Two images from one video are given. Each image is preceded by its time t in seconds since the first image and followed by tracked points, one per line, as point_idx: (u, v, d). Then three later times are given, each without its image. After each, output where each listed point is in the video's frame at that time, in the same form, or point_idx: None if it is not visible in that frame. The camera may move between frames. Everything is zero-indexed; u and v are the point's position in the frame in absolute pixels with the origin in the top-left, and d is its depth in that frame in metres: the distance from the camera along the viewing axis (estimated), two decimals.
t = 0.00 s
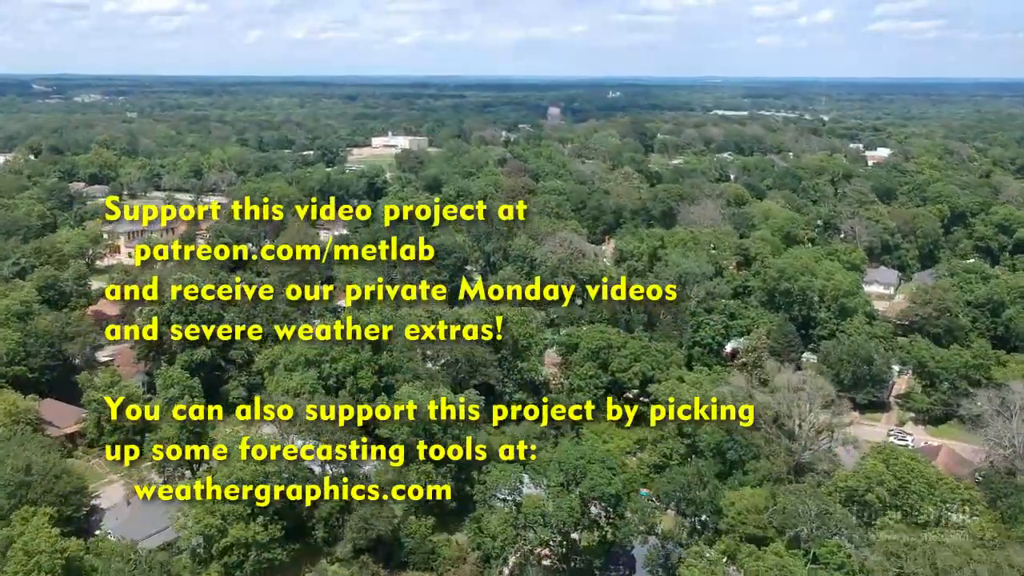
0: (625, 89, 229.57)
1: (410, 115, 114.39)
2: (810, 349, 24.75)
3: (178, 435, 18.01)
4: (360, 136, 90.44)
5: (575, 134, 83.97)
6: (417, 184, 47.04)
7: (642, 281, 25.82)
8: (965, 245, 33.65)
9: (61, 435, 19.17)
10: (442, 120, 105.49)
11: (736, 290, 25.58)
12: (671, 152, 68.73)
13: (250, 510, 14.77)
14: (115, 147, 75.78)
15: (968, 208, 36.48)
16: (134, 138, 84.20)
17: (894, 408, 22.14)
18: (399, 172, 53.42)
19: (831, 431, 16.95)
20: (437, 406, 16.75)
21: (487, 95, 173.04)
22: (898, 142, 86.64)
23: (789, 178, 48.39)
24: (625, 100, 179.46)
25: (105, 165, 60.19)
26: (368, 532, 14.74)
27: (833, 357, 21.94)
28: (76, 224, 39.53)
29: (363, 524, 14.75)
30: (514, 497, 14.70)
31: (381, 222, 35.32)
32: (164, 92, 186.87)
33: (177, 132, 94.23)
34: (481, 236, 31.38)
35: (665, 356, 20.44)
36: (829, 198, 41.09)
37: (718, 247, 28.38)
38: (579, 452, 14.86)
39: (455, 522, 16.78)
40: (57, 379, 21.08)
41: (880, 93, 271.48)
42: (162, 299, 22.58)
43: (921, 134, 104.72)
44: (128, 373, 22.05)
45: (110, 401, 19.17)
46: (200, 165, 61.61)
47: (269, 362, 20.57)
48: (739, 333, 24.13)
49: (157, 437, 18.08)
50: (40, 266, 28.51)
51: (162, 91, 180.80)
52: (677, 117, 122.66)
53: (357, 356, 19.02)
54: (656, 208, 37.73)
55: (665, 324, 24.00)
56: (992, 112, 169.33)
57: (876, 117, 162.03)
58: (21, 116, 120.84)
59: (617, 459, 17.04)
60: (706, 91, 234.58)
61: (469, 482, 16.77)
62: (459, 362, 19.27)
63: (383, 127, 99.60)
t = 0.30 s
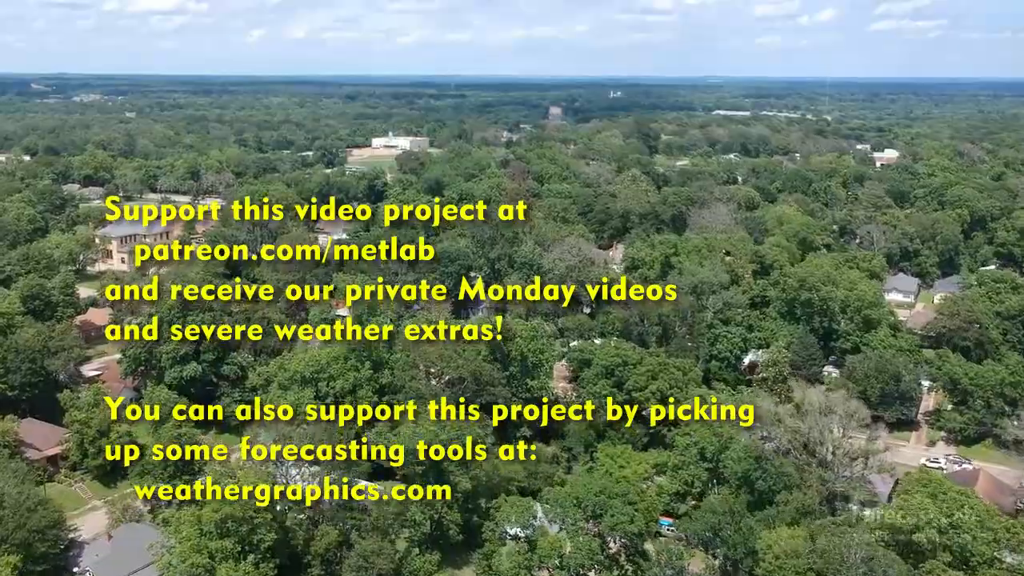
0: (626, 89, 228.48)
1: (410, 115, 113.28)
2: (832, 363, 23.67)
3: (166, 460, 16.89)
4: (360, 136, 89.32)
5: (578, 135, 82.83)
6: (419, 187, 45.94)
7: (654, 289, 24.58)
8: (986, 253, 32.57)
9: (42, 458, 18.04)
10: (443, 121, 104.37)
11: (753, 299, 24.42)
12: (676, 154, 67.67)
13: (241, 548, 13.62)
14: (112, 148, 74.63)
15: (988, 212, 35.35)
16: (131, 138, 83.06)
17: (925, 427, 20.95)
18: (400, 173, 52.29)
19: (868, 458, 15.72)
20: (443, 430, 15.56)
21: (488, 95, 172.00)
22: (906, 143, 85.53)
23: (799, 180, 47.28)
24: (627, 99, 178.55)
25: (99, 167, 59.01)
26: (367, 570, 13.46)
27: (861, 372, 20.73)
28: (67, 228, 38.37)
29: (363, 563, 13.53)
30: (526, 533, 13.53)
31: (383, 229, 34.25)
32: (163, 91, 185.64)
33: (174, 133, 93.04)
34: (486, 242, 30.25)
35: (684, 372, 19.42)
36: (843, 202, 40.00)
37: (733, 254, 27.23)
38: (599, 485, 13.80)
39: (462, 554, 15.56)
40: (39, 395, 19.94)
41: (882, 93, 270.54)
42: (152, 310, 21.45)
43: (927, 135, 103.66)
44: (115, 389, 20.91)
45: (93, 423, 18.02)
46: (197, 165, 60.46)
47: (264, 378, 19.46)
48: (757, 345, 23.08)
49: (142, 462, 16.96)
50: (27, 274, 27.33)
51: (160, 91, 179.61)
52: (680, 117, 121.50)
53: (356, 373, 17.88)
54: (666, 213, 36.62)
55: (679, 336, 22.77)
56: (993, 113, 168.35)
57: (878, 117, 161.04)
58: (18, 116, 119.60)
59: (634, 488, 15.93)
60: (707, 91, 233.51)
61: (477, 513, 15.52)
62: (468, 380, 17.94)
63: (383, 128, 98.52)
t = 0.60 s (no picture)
0: (628, 89, 227.25)
1: (410, 116, 112.07)
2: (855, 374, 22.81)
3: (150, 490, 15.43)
4: (360, 137, 88.11)
5: (581, 136, 81.64)
6: (420, 189, 44.78)
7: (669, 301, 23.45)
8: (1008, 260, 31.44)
9: (20, 484, 16.92)
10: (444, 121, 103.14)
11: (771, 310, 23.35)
12: (682, 155, 66.48)
13: None
14: (108, 150, 73.32)
15: (1009, 218, 34.21)
16: (128, 139, 81.90)
17: (957, 448, 19.84)
18: (401, 175, 51.11)
19: (910, 490, 14.56)
20: (453, 457, 14.22)
21: (488, 95, 170.82)
22: (914, 144, 84.36)
23: (810, 182, 46.11)
24: (628, 99, 177.45)
25: (94, 169, 57.75)
26: None
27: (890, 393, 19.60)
28: (58, 234, 37.17)
29: None
30: None
31: (384, 235, 33.11)
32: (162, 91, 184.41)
33: (172, 134, 91.70)
34: (490, 249, 29.08)
35: (706, 390, 17.96)
36: (857, 207, 38.88)
37: (749, 262, 26.11)
38: (622, 526, 13.70)
39: None
40: (16, 415, 18.81)
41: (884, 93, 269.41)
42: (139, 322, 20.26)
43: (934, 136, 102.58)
44: (98, 409, 19.69)
45: (70, 451, 16.93)
46: (193, 166, 59.23)
47: (257, 398, 18.28)
48: (780, 359, 21.86)
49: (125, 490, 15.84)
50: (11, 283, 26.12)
51: (159, 91, 178.36)
52: (684, 117, 120.21)
53: (356, 395, 16.83)
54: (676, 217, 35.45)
55: (697, 352, 21.65)
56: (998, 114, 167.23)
57: (881, 117, 159.92)
58: (14, 116, 118.31)
59: (654, 521, 14.76)
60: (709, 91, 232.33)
61: (485, 548, 14.35)
62: (475, 399, 16.77)
63: (383, 128, 97.29)
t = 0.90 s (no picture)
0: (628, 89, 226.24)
1: (410, 117, 110.84)
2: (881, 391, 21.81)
3: (132, 527, 14.03)
4: (359, 137, 86.88)
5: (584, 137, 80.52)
6: (422, 193, 43.59)
7: (685, 313, 22.23)
8: None
9: None
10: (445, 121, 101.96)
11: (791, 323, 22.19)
12: (686, 158, 65.36)
13: None
14: (103, 151, 72.03)
15: None
16: (125, 141, 80.79)
17: (993, 472, 18.67)
18: (402, 178, 49.91)
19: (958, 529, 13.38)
20: (459, 491, 13.06)
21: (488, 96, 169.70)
22: (921, 146, 83.33)
23: (821, 185, 44.96)
24: (629, 100, 176.40)
25: (88, 171, 56.47)
26: None
27: (924, 414, 18.43)
28: (47, 239, 35.93)
29: None
30: None
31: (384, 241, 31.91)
32: (163, 91, 183.39)
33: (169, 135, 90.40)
34: (494, 256, 27.89)
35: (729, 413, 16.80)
36: (871, 213, 37.74)
37: (767, 272, 24.90)
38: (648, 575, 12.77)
39: None
40: None
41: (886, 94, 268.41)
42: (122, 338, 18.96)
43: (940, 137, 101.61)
44: (81, 430, 18.45)
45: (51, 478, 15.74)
46: (191, 169, 57.99)
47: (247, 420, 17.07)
48: (804, 374, 20.92)
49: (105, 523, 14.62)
50: None
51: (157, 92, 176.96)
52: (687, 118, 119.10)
53: (355, 420, 15.54)
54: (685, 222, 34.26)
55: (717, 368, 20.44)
56: (1002, 115, 165.98)
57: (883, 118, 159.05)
58: (13, 117, 117.30)
59: (677, 560, 13.57)
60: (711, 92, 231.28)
61: None
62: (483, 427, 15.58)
63: (383, 129, 96.10)
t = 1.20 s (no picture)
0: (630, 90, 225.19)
1: (410, 117, 109.68)
2: (910, 408, 20.68)
3: (110, 569, 12.78)
4: (360, 138, 85.78)
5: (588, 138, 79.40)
6: (424, 196, 42.47)
7: (704, 327, 21.03)
8: None
9: None
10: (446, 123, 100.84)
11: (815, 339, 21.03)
12: (692, 160, 64.23)
13: None
14: (100, 153, 70.87)
15: None
16: (123, 142, 79.63)
17: None
18: (404, 181, 48.76)
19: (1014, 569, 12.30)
20: (468, 534, 12.06)
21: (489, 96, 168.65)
22: (929, 147, 82.37)
23: (834, 188, 43.86)
24: (630, 100, 175.35)
25: (82, 173, 55.27)
26: None
27: (963, 436, 17.29)
28: (37, 245, 34.75)
29: None
30: None
31: (384, 248, 30.77)
32: (162, 91, 182.22)
33: (167, 136, 89.27)
34: (500, 264, 26.69)
35: (758, 440, 15.66)
36: (886, 219, 36.62)
37: (788, 281, 23.72)
38: None
39: None
40: None
41: (888, 94, 267.48)
42: (105, 355, 17.62)
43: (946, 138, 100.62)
44: (61, 453, 17.24)
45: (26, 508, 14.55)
46: (188, 171, 56.78)
47: (238, 449, 15.93)
48: (831, 393, 19.69)
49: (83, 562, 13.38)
50: None
51: (156, 92, 175.74)
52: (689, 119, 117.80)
53: (353, 446, 14.34)
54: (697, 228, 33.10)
55: (740, 385, 19.21)
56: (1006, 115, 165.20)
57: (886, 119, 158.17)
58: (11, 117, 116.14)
59: None
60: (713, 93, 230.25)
61: None
62: (494, 458, 14.40)
63: (384, 129, 95.00)
